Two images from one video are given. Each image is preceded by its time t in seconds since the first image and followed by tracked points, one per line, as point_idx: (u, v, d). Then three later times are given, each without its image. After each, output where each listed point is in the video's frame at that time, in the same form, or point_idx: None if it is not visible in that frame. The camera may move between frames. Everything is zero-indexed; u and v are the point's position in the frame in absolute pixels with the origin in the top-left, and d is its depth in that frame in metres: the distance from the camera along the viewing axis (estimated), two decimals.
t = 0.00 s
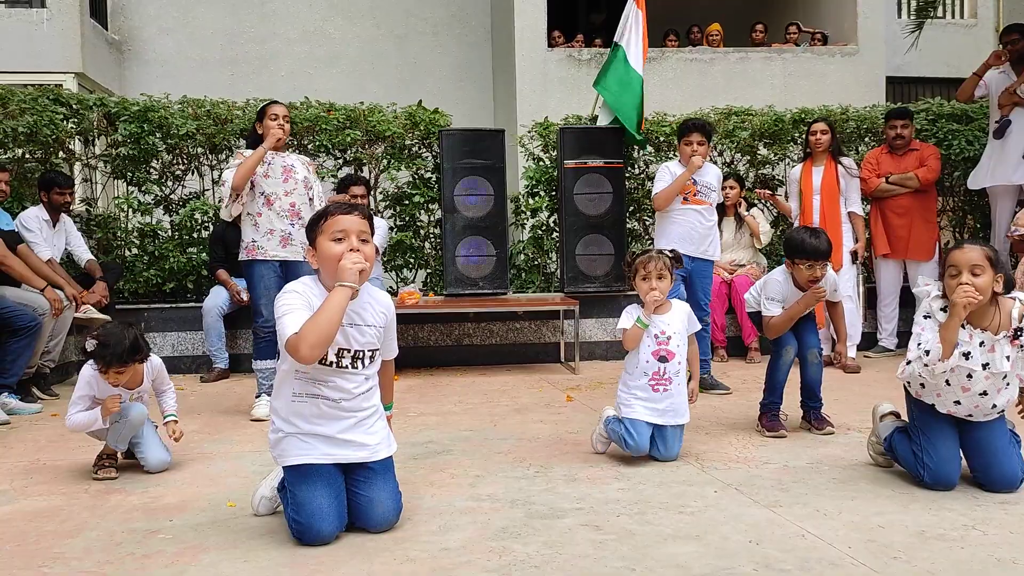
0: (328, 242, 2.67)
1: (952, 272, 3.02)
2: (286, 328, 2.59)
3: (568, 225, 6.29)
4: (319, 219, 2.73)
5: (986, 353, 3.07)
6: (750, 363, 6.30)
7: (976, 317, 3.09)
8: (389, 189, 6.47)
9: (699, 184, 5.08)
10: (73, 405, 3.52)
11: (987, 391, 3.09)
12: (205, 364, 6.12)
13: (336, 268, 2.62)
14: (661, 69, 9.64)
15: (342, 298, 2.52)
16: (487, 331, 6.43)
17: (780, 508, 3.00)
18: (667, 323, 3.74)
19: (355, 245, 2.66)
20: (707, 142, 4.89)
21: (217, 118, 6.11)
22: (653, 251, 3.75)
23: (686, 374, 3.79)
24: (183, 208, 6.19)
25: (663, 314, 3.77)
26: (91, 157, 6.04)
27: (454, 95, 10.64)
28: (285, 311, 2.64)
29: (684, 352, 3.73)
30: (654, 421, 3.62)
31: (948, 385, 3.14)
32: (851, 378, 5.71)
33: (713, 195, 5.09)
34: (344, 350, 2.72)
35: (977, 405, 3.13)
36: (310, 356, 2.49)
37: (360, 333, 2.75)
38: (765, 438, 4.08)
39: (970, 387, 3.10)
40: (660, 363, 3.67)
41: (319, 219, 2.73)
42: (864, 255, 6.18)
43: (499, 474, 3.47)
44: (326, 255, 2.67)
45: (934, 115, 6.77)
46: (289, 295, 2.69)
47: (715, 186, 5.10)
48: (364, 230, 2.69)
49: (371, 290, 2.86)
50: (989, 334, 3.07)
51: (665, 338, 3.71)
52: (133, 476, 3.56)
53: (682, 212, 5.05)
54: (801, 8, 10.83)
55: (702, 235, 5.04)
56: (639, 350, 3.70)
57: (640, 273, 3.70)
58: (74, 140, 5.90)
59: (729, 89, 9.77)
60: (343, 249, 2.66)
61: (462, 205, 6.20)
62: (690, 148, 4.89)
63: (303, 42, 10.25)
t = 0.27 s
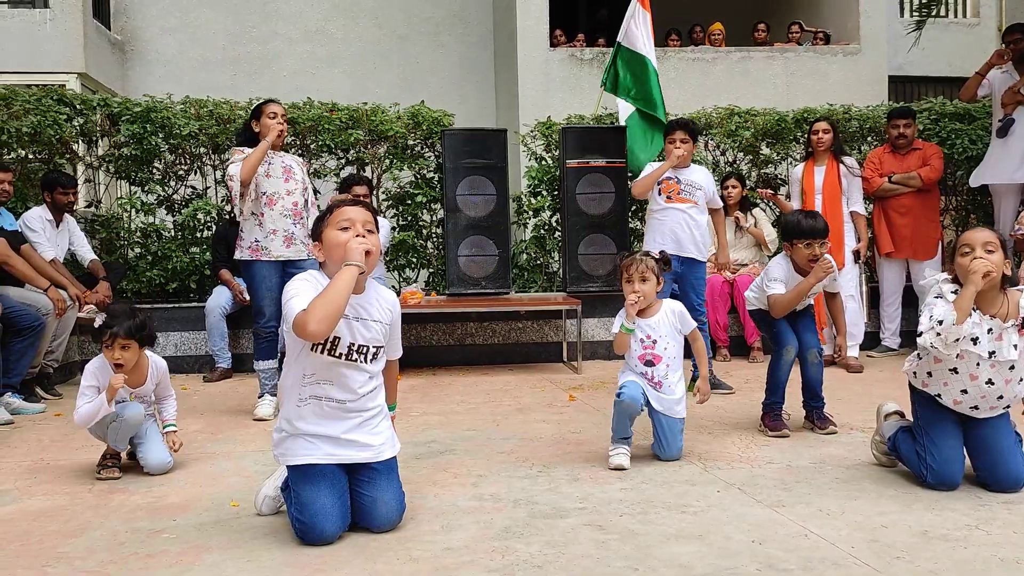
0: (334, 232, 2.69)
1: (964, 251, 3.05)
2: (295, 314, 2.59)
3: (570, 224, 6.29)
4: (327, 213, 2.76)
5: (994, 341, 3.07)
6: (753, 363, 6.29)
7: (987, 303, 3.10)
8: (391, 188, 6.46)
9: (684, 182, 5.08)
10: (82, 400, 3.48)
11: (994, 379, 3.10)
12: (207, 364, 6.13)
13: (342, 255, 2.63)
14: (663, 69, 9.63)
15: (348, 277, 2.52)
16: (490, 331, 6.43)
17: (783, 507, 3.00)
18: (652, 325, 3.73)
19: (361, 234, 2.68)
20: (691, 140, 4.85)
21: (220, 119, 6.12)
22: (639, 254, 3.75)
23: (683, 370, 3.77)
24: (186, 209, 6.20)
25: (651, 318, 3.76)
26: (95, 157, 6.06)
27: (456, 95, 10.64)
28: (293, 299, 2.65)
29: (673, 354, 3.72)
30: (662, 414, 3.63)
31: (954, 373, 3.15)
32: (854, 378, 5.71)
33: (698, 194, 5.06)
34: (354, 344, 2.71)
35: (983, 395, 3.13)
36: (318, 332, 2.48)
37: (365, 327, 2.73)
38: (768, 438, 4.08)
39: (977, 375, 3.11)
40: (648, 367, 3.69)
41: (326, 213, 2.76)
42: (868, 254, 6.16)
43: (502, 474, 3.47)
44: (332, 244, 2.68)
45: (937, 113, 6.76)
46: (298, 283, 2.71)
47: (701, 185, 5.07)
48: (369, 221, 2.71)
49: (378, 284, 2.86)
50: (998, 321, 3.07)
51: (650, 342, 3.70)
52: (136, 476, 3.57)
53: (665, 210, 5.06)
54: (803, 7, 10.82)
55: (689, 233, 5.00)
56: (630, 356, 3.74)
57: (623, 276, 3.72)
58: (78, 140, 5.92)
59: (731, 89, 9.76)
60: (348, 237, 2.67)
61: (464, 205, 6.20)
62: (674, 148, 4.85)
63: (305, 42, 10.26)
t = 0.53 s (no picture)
0: (336, 224, 2.70)
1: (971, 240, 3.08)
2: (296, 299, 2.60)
3: (571, 224, 6.29)
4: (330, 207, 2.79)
5: (999, 330, 3.07)
6: (755, 362, 6.30)
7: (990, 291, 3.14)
8: (393, 188, 6.47)
9: (666, 179, 4.92)
10: (93, 386, 3.50)
11: (997, 370, 3.11)
12: (209, 364, 6.13)
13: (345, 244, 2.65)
14: (665, 69, 9.63)
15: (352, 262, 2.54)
16: (491, 331, 6.44)
17: (784, 508, 3.00)
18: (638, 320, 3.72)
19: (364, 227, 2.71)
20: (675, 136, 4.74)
21: (222, 119, 6.12)
22: (630, 246, 3.73)
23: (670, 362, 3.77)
24: (188, 209, 6.21)
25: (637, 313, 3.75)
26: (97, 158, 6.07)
27: (458, 95, 10.65)
28: (297, 287, 2.66)
29: (659, 349, 3.73)
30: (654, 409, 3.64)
31: (959, 362, 3.16)
32: (856, 378, 5.71)
33: (681, 191, 4.90)
34: (359, 337, 2.73)
35: (987, 387, 3.13)
36: (321, 311, 2.50)
37: (370, 320, 2.75)
38: (769, 438, 4.08)
39: (980, 364, 3.12)
40: (636, 361, 3.68)
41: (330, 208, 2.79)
42: (867, 254, 6.18)
43: (503, 474, 3.48)
44: (335, 235, 2.68)
45: (939, 113, 6.77)
46: (302, 273, 2.73)
47: (684, 181, 4.91)
48: (372, 213, 2.73)
49: (378, 278, 2.88)
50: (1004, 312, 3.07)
51: (638, 336, 3.70)
52: (139, 476, 3.57)
53: (647, 208, 4.92)
54: (804, 7, 10.82)
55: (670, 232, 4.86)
56: (616, 352, 3.73)
57: (613, 267, 3.69)
58: (80, 140, 5.92)
59: (732, 89, 9.76)
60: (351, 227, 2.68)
61: (466, 205, 6.21)
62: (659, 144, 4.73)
63: (307, 42, 10.27)
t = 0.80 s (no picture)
0: (339, 218, 2.70)
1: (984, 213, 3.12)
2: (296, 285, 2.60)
3: (573, 225, 6.29)
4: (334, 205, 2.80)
5: (1015, 298, 3.09)
6: (756, 363, 6.29)
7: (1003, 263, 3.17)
8: (394, 189, 6.49)
9: (667, 178, 4.88)
10: (104, 372, 3.55)
11: (1016, 340, 3.10)
12: (211, 364, 6.13)
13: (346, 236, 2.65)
14: (666, 70, 9.63)
15: (354, 248, 2.54)
16: (493, 331, 6.43)
17: (787, 508, 2.99)
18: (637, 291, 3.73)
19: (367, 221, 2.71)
20: (683, 135, 4.77)
21: (224, 120, 6.12)
22: (633, 216, 3.77)
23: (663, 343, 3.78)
24: (190, 209, 6.21)
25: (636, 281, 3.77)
26: (99, 158, 6.07)
27: (459, 95, 10.65)
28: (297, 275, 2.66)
29: (657, 321, 3.72)
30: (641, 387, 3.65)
31: (979, 333, 3.13)
32: (858, 378, 5.70)
33: (680, 191, 4.87)
34: (363, 333, 2.72)
35: (1009, 358, 3.08)
36: (322, 292, 2.49)
37: (373, 315, 2.75)
38: (771, 438, 4.08)
39: (999, 334, 3.10)
40: (632, 331, 3.67)
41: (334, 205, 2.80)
42: (868, 254, 6.19)
43: (505, 475, 3.47)
44: (337, 229, 2.68)
45: (941, 114, 6.79)
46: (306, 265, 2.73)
47: (685, 182, 4.88)
48: (374, 210, 2.75)
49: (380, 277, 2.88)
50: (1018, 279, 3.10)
51: (637, 306, 3.70)
52: (140, 476, 3.58)
53: (646, 205, 4.88)
54: (806, 7, 10.81)
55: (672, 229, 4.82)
56: (614, 319, 3.72)
57: (616, 232, 3.72)
58: (82, 141, 5.93)
59: (734, 89, 9.75)
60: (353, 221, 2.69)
61: (467, 205, 6.20)
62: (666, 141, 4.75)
63: (309, 42, 10.27)
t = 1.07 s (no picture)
0: (341, 217, 2.71)
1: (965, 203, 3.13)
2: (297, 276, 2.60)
3: (573, 225, 6.28)
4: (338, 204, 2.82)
5: (980, 290, 3.13)
6: (757, 364, 6.29)
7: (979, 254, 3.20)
8: (395, 189, 6.50)
9: (672, 179, 4.83)
10: (114, 350, 3.52)
11: (983, 330, 3.13)
12: (211, 365, 6.14)
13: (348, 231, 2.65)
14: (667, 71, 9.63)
15: (356, 240, 2.55)
16: (494, 332, 6.43)
17: (787, 509, 3.00)
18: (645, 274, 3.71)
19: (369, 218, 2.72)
20: (688, 135, 4.74)
21: (225, 120, 6.13)
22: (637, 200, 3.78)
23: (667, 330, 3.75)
24: (191, 210, 6.22)
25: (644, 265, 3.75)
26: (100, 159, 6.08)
27: (460, 96, 10.65)
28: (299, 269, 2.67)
29: (664, 303, 3.71)
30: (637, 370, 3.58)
31: (949, 320, 3.21)
32: (859, 379, 5.70)
33: (685, 193, 4.84)
34: (366, 330, 2.72)
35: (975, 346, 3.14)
36: (322, 281, 2.50)
37: (375, 312, 2.75)
38: (772, 439, 4.07)
39: (967, 322, 3.15)
40: (642, 314, 3.63)
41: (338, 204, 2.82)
42: (868, 255, 6.20)
43: (506, 475, 3.47)
44: (339, 227, 2.70)
45: (942, 114, 6.80)
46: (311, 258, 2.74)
47: (689, 183, 4.86)
48: (376, 210, 2.77)
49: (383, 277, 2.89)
50: (984, 270, 3.15)
51: (646, 289, 3.68)
52: (141, 476, 3.58)
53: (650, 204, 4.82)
54: (807, 8, 10.81)
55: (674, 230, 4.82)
56: (621, 303, 3.66)
57: (625, 216, 3.71)
58: (83, 142, 5.93)
59: (735, 90, 9.76)
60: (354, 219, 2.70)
61: (468, 206, 6.21)
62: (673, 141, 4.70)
63: (310, 43, 10.28)
